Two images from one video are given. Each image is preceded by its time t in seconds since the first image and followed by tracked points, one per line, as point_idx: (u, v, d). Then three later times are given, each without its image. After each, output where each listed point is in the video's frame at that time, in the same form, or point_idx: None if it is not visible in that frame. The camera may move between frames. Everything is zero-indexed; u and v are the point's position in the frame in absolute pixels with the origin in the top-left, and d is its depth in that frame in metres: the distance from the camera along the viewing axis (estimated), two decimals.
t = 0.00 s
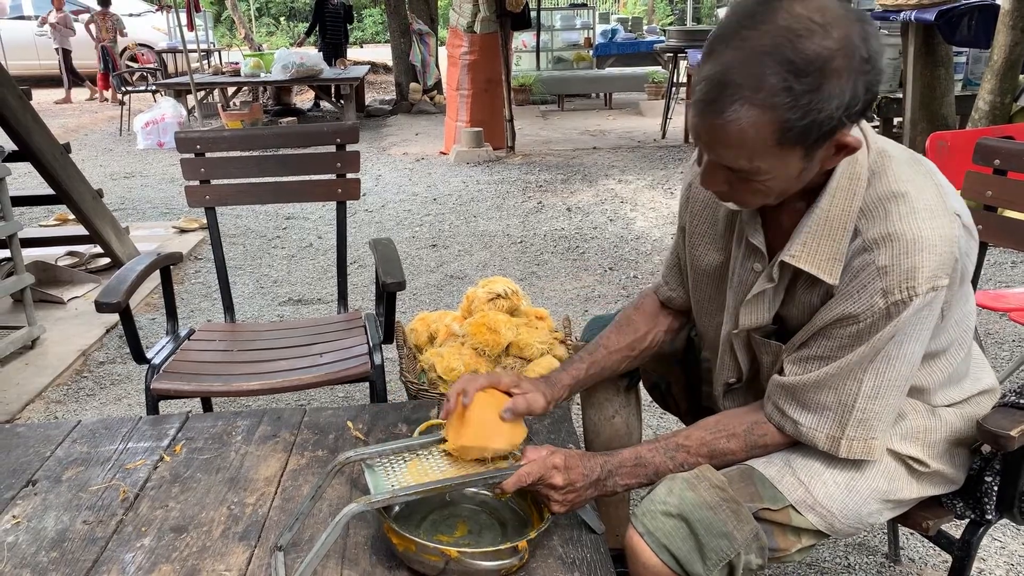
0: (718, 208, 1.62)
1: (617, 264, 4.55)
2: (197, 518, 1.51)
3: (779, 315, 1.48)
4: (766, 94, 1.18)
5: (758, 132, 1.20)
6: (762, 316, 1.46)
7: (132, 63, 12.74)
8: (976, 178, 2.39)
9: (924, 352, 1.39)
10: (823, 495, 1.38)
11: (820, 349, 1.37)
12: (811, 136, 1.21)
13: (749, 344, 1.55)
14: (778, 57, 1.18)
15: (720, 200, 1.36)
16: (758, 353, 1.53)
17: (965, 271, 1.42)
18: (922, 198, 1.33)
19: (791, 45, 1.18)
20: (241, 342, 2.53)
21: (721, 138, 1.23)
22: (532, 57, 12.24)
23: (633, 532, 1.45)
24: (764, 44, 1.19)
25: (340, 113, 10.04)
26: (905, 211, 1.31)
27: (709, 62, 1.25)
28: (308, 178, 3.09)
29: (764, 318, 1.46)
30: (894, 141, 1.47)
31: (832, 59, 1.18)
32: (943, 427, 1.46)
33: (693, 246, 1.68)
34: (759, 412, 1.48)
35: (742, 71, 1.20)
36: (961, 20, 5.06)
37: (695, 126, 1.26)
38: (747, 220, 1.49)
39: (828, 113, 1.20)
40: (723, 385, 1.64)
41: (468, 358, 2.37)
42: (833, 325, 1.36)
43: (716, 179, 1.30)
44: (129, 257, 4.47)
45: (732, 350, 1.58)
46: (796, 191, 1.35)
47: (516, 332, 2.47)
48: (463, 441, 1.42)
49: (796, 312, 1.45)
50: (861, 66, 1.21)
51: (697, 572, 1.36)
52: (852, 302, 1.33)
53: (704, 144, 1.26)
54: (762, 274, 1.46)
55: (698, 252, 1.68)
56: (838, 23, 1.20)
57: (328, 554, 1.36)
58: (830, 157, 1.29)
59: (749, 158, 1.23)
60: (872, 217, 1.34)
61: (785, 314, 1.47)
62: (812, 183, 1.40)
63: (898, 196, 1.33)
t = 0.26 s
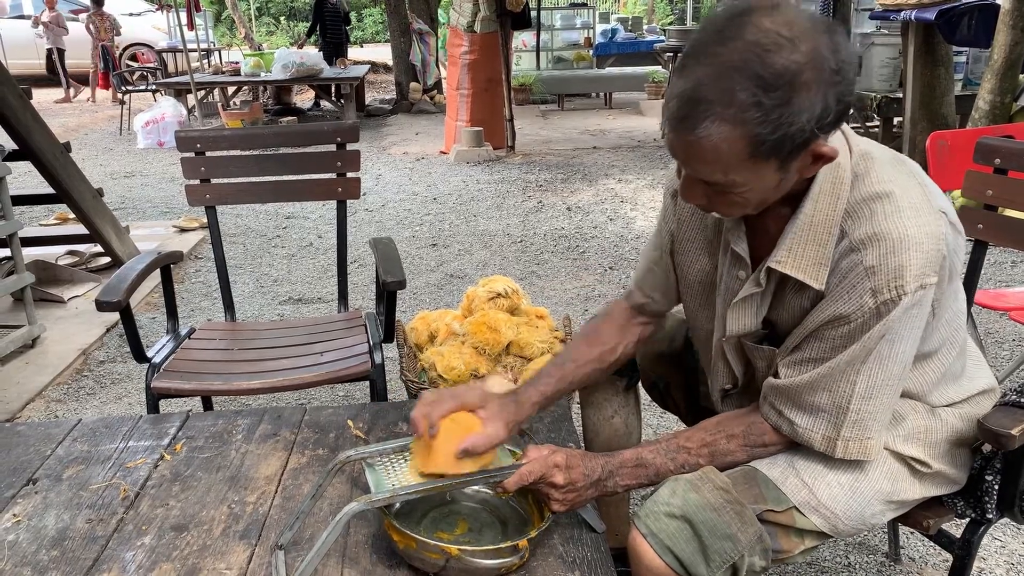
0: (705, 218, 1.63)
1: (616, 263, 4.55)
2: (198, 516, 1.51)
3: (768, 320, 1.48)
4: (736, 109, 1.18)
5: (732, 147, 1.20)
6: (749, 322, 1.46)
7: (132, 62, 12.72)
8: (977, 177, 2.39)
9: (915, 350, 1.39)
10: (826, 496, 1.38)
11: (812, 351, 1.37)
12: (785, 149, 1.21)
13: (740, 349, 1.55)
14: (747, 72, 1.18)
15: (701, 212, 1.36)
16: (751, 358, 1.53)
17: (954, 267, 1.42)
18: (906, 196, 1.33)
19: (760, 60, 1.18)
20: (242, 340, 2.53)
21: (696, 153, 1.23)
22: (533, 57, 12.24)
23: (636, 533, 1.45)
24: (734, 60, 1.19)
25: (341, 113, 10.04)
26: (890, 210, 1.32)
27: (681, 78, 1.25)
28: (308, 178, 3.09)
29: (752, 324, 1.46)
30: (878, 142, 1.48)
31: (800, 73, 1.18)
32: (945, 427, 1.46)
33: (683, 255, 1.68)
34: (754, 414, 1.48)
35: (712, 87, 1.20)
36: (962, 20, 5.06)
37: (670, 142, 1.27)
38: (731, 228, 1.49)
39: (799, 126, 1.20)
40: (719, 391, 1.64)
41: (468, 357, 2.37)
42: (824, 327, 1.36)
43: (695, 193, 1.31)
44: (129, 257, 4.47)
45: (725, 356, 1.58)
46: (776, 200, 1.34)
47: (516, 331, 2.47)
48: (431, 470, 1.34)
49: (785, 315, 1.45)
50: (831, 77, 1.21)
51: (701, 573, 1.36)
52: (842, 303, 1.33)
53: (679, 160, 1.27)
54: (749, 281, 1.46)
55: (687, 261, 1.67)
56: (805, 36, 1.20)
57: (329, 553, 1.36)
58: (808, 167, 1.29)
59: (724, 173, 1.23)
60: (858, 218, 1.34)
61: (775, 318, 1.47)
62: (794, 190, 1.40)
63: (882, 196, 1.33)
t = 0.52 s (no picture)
0: (714, 203, 1.61)
1: (617, 262, 4.55)
2: (198, 516, 1.50)
3: (776, 314, 1.47)
4: (763, 85, 1.18)
5: (755, 124, 1.19)
6: (758, 316, 1.45)
7: (132, 62, 12.72)
8: (978, 177, 2.39)
9: (923, 352, 1.39)
10: (827, 496, 1.38)
11: (822, 349, 1.37)
12: (809, 128, 1.21)
13: (744, 343, 1.54)
14: (776, 47, 1.17)
15: (720, 194, 1.35)
16: (756, 354, 1.52)
17: (963, 270, 1.41)
18: (922, 195, 1.33)
19: (789, 35, 1.17)
20: (242, 339, 2.53)
21: (719, 130, 1.22)
22: (533, 57, 12.23)
23: (636, 532, 1.44)
24: (763, 35, 1.18)
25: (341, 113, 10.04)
26: (905, 209, 1.31)
27: (707, 54, 1.24)
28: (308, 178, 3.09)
29: (761, 318, 1.45)
30: (895, 139, 1.47)
31: (830, 50, 1.17)
32: (948, 427, 1.46)
33: (692, 245, 1.66)
34: (758, 412, 1.47)
35: (738, 63, 1.19)
36: (963, 19, 5.05)
37: (693, 119, 1.26)
38: (742, 215, 1.48)
39: (825, 105, 1.19)
40: (719, 383, 1.64)
41: (469, 357, 2.37)
42: (834, 325, 1.35)
43: (714, 173, 1.30)
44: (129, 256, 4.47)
45: (728, 347, 1.57)
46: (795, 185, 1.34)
47: (517, 331, 2.46)
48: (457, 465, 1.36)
49: (794, 311, 1.44)
50: (860, 57, 1.20)
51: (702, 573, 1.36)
52: (853, 301, 1.32)
53: (701, 136, 1.26)
54: (759, 271, 1.45)
55: (696, 252, 1.66)
56: (836, 12, 1.19)
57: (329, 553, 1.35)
58: (829, 151, 1.29)
59: (746, 150, 1.23)
60: (871, 215, 1.33)
61: (783, 313, 1.46)
62: (810, 178, 1.39)
63: (899, 193, 1.33)
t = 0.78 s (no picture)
0: (706, 214, 1.60)
1: (617, 262, 4.55)
2: (197, 516, 1.50)
3: (772, 321, 1.47)
4: (737, 100, 1.17)
5: (732, 139, 1.19)
6: (756, 324, 1.44)
7: (132, 62, 12.72)
8: (979, 176, 2.38)
9: (920, 352, 1.38)
10: (830, 498, 1.38)
11: (817, 353, 1.37)
12: (787, 141, 1.20)
13: (743, 350, 1.53)
14: (748, 63, 1.17)
15: (704, 208, 1.35)
16: (755, 360, 1.52)
17: (959, 268, 1.41)
18: (911, 195, 1.32)
19: (760, 50, 1.17)
20: (241, 339, 2.52)
21: (696, 146, 1.22)
22: (533, 57, 12.23)
23: (637, 533, 1.43)
24: (734, 50, 1.18)
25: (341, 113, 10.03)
26: (894, 210, 1.31)
27: (681, 71, 1.24)
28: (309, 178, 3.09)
29: (758, 326, 1.44)
30: (881, 141, 1.47)
31: (802, 63, 1.17)
32: (949, 427, 1.45)
33: (688, 254, 1.66)
34: (760, 415, 1.47)
35: (712, 79, 1.19)
36: (963, 18, 5.05)
37: (671, 137, 1.26)
38: (733, 225, 1.48)
39: (801, 117, 1.19)
40: (722, 393, 1.64)
41: (469, 356, 2.36)
42: (829, 328, 1.35)
43: (696, 188, 1.30)
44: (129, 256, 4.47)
45: (728, 356, 1.57)
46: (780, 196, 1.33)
47: (517, 330, 2.46)
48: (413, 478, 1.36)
49: (788, 317, 1.44)
50: (834, 67, 1.19)
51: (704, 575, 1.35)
52: (847, 303, 1.32)
53: (680, 153, 1.26)
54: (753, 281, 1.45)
55: (691, 264, 1.66)
56: (807, 27, 1.19)
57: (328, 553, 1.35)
58: (810, 161, 1.28)
59: (725, 165, 1.22)
60: (862, 217, 1.33)
61: (779, 320, 1.46)
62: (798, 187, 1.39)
63: (888, 194, 1.32)
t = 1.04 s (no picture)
0: (709, 213, 1.60)
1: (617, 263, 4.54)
2: (196, 517, 1.49)
3: (773, 321, 1.47)
4: (744, 95, 1.17)
5: (738, 135, 1.19)
6: (756, 325, 1.44)
7: (132, 62, 12.72)
8: (980, 175, 2.38)
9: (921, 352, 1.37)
10: (834, 500, 1.37)
11: (818, 353, 1.37)
12: (793, 138, 1.20)
13: (744, 351, 1.53)
14: (755, 58, 1.17)
15: (707, 206, 1.34)
16: (755, 360, 1.51)
17: (959, 268, 1.40)
18: (912, 194, 1.32)
19: (768, 45, 1.16)
20: (240, 340, 2.52)
21: (702, 141, 1.21)
22: (533, 57, 12.23)
23: (641, 535, 1.42)
24: (742, 44, 1.18)
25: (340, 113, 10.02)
26: (895, 210, 1.30)
27: (688, 65, 1.23)
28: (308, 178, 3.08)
29: (758, 325, 1.44)
30: (882, 140, 1.46)
31: (809, 58, 1.17)
32: (954, 428, 1.45)
33: (688, 257, 1.66)
34: (760, 416, 1.47)
35: (720, 73, 1.18)
36: (963, 18, 5.04)
37: (677, 131, 1.25)
38: (735, 224, 1.47)
39: (808, 113, 1.18)
40: (722, 393, 1.63)
41: (469, 357, 2.35)
42: (830, 328, 1.35)
43: (701, 185, 1.29)
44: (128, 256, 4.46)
45: (728, 357, 1.56)
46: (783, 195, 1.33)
47: (517, 330, 2.45)
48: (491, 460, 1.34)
49: (790, 316, 1.43)
50: (841, 63, 1.19)
51: None
52: (848, 303, 1.31)
53: (685, 149, 1.26)
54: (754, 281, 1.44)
55: (692, 264, 1.66)
56: (815, 21, 1.18)
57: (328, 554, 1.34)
58: (815, 159, 1.28)
59: (730, 162, 1.22)
60: (862, 217, 1.33)
61: (780, 320, 1.46)
62: (799, 187, 1.38)
63: (889, 194, 1.32)
